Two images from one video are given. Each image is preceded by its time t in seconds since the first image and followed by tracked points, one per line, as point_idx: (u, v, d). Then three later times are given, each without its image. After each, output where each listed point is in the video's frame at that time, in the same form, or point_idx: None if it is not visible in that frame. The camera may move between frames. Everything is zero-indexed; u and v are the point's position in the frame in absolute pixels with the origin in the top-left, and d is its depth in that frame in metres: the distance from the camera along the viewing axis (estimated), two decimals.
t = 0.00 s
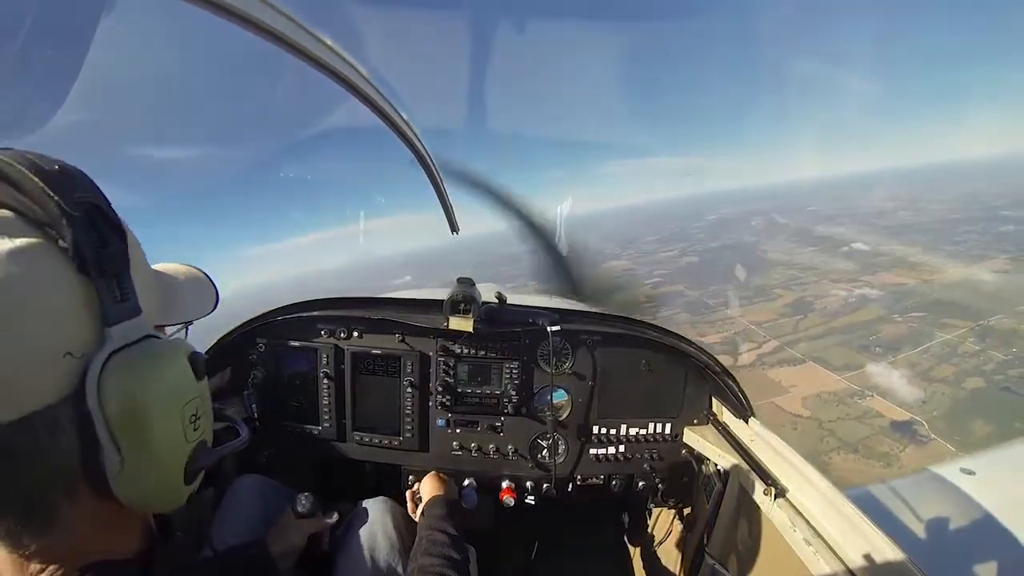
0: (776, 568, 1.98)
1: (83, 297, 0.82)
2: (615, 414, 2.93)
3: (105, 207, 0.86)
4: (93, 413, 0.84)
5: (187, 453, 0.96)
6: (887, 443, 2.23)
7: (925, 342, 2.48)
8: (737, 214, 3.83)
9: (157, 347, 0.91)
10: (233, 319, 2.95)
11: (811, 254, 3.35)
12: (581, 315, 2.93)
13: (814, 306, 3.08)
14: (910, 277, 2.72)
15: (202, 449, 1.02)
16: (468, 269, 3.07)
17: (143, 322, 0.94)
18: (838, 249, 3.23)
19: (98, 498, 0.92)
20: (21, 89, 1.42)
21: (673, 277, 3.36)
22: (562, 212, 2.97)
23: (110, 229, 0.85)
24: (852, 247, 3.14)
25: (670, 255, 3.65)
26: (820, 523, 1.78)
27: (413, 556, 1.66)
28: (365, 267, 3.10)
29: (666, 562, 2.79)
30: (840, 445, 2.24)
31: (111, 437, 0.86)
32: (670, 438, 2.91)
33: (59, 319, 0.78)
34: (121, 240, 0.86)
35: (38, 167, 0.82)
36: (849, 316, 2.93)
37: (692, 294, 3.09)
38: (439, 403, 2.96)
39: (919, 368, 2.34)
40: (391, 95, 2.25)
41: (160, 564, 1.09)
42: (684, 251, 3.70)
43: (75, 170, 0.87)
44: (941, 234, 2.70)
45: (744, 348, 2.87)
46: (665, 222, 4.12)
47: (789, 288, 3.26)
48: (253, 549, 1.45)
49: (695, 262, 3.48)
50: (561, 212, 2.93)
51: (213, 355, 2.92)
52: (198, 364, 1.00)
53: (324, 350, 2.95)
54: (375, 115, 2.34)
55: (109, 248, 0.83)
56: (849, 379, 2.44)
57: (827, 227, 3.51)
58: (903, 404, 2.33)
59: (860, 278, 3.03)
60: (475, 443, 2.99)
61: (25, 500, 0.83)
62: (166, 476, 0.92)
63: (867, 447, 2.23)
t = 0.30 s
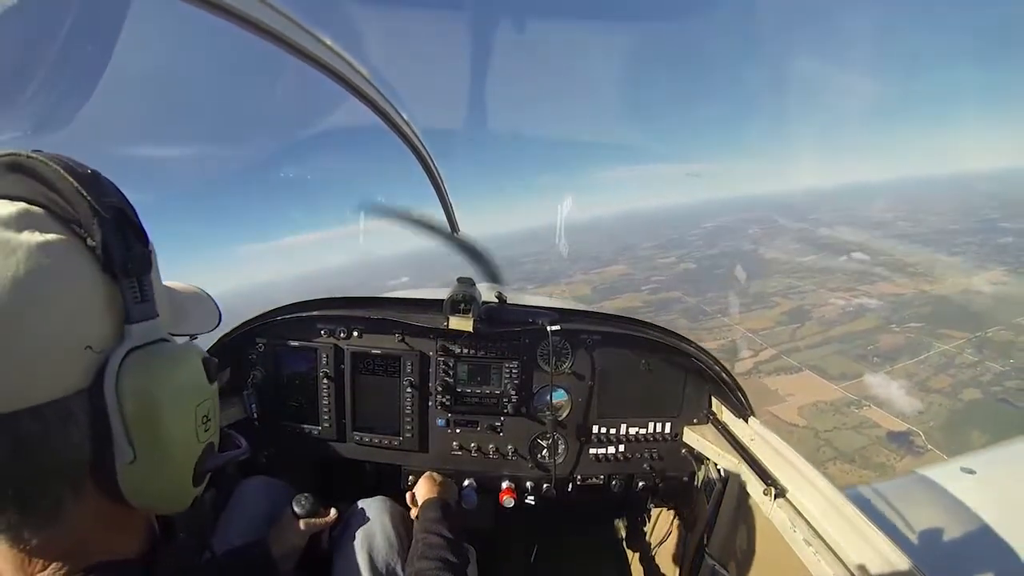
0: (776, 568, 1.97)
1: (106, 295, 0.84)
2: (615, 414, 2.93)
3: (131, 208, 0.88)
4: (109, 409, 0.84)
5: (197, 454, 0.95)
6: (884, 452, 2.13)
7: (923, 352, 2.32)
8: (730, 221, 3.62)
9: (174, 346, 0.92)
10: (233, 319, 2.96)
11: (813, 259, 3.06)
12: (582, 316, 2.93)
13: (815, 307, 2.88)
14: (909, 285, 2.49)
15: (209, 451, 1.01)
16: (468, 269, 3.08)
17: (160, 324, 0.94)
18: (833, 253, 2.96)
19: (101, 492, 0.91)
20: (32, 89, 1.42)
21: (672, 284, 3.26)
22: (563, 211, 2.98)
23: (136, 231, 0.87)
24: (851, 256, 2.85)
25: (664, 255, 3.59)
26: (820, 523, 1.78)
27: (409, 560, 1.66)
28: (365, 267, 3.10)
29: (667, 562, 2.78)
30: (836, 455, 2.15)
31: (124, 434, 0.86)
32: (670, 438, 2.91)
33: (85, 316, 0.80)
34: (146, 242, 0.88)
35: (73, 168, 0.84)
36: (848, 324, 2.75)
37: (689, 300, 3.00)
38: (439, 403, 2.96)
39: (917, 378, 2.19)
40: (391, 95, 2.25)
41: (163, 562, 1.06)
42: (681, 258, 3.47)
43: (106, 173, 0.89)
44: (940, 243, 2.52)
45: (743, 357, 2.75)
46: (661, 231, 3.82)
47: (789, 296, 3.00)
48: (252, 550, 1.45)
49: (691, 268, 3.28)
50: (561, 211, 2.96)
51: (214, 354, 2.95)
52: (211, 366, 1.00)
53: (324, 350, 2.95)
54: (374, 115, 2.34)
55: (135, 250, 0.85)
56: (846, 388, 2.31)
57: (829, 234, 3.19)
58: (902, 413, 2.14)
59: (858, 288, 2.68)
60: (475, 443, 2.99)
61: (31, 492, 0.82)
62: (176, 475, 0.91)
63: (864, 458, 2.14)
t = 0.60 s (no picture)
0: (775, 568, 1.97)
1: (107, 298, 0.83)
2: (615, 415, 2.93)
3: (132, 211, 0.88)
4: (108, 413, 0.84)
5: (196, 460, 0.94)
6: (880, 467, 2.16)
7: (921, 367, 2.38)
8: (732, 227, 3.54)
9: (174, 351, 0.91)
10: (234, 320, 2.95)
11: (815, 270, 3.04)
12: (582, 316, 2.93)
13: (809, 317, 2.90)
14: (906, 298, 2.48)
15: (208, 457, 1.00)
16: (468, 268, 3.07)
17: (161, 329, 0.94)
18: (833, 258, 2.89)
19: (97, 497, 0.91)
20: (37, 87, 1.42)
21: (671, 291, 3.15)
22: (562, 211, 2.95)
23: (137, 235, 0.87)
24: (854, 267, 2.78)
25: (665, 254, 3.58)
26: (820, 523, 1.78)
27: (410, 561, 1.66)
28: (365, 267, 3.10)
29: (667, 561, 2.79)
30: (831, 468, 2.06)
31: (122, 438, 0.86)
32: (670, 438, 2.91)
33: (85, 318, 0.80)
34: (147, 244, 0.88)
35: (77, 172, 0.85)
36: (844, 336, 2.80)
37: (687, 307, 2.92)
38: (439, 403, 2.96)
39: (915, 392, 2.26)
40: (391, 95, 2.24)
41: (163, 565, 1.06)
42: (679, 265, 3.41)
43: (109, 178, 0.90)
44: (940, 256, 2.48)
45: (741, 366, 2.72)
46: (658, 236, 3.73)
47: (785, 308, 2.95)
48: (253, 551, 1.45)
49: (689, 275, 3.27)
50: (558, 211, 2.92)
51: (214, 354, 2.95)
52: (211, 372, 1.00)
53: (324, 350, 2.94)
54: (374, 115, 2.34)
55: (137, 252, 0.85)
56: (844, 402, 2.30)
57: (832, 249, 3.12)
58: (899, 427, 2.19)
59: (856, 300, 2.74)
60: (475, 444, 2.99)
61: (30, 493, 0.82)
62: (174, 481, 0.91)
63: (860, 472, 2.13)
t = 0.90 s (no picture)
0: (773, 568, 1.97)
1: (87, 312, 0.79)
2: (615, 415, 2.93)
3: (108, 217, 0.82)
4: (94, 433, 0.82)
5: (188, 473, 0.93)
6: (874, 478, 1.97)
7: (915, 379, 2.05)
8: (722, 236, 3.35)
9: (159, 361, 0.89)
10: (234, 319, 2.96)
11: (803, 279, 2.79)
12: (582, 316, 2.94)
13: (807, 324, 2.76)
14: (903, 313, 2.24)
15: (204, 467, 0.98)
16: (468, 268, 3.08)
17: (146, 336, 0.92)
18: (832, 260, 2.82)
19: (98, 516, 0.89)
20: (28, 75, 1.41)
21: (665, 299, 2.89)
22: (563, 212, 2.96)
23: (114, 243, 0.82)
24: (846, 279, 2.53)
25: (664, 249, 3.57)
26: (820, 524, 1.77)
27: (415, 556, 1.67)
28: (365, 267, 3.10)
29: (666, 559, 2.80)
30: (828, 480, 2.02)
31: (110, 459, 0.83)
32: (670, 438, 2.91)
33: (66, 335, 0.76)
34: (126, 253, 0.83)
35: (42, 175, 0.77)
36: (840, 349, 2.42)
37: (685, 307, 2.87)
38: (439, 403, 2.96)
39: (910, 405, 1.99)
40: (390, 95, 2.24)
41: (158, 564, 1.08)
42: (676, 273, 3.10)
43: (80, 177, 0.82)
44: (920, 272, 2.31)
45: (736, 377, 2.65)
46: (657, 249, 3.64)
47: (783, 317, 2.62)
48: (254, 551, 1.46)
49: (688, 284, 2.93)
50: (560, 214, 2.94)
51: (214, 354, 2.95)
52: (201, 382, 0.98)
53: (325, 350, 2.95)
54: (373, 115, 2.34)
55: (114, 263, 0.80)
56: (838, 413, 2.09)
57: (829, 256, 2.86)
58: (894, 441, 1.92)
59: (855, 309, 2.40)
60: (475, 443, 2.99)
61: (27, 511, 0.81)
62: (165, 495, 0.89)
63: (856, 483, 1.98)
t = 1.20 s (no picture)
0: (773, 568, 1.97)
1: (72, 320, 0.78)
2: (615, 415, 2.93)
3: (88, 218, 0.81)
4: (88, 445, 0.81)
5: (186, 479, 0.93)
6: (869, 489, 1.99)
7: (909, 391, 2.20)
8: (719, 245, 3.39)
9: (150, 368, 0.88)
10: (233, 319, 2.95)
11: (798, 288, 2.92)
12: (581, 316, 2.94)
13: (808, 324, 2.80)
14: (897, 324, 2.40)
15: (202, 470, 0.99)
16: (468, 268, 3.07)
17: (139, 337, 0.92)
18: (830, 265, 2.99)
19: (99, 518, 0.89)
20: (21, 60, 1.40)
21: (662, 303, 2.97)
22: (563, 211, 2.94)
23: (95, 244, 0.81)
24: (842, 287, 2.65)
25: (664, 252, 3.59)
26: (822, 523, 1.76)
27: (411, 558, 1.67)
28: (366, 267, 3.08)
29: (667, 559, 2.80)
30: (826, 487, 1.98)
31: (106, 469, 0.83)
32: (670, 438, 2.91)
33: (51, 344, 0.74)
34: (108, 253, 0.82)
35: (15, 179, 0.76)
36: (831, 358, 2.56)
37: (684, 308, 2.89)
38: (439, 403, 2.96)
39: (902, 416, 2.10)
40: (390, 95, 2.24)
41: (160, 566, 1.07)
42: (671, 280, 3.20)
43: (57, 177, 0.81)
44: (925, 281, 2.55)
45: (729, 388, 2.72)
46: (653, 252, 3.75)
47: (776, 325, 2.79)
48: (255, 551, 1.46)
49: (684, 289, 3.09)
50: (561, 215, 2.94)
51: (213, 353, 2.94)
52: (194, 386, 0.97)
53: (324, 350, 2.94)
54: (374, 115, 2.33)
55: (95, 267, 0.79)
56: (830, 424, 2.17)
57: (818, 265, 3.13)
58: (886, 453, 2.01)
59: (847, 317, 2.60)
60: (475, 443, 2.99)
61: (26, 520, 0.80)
62: (165, 501, 0.90)
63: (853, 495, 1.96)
